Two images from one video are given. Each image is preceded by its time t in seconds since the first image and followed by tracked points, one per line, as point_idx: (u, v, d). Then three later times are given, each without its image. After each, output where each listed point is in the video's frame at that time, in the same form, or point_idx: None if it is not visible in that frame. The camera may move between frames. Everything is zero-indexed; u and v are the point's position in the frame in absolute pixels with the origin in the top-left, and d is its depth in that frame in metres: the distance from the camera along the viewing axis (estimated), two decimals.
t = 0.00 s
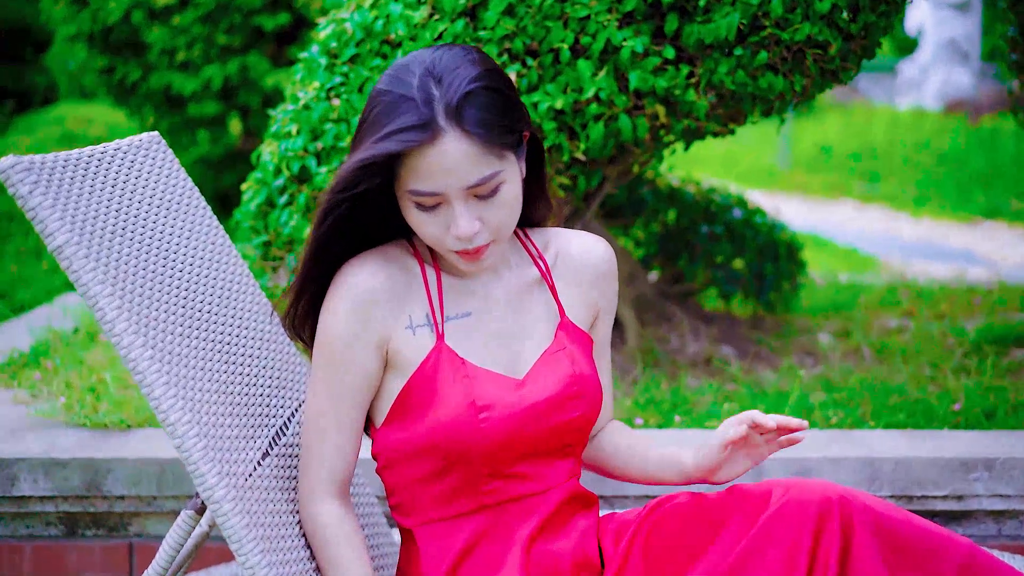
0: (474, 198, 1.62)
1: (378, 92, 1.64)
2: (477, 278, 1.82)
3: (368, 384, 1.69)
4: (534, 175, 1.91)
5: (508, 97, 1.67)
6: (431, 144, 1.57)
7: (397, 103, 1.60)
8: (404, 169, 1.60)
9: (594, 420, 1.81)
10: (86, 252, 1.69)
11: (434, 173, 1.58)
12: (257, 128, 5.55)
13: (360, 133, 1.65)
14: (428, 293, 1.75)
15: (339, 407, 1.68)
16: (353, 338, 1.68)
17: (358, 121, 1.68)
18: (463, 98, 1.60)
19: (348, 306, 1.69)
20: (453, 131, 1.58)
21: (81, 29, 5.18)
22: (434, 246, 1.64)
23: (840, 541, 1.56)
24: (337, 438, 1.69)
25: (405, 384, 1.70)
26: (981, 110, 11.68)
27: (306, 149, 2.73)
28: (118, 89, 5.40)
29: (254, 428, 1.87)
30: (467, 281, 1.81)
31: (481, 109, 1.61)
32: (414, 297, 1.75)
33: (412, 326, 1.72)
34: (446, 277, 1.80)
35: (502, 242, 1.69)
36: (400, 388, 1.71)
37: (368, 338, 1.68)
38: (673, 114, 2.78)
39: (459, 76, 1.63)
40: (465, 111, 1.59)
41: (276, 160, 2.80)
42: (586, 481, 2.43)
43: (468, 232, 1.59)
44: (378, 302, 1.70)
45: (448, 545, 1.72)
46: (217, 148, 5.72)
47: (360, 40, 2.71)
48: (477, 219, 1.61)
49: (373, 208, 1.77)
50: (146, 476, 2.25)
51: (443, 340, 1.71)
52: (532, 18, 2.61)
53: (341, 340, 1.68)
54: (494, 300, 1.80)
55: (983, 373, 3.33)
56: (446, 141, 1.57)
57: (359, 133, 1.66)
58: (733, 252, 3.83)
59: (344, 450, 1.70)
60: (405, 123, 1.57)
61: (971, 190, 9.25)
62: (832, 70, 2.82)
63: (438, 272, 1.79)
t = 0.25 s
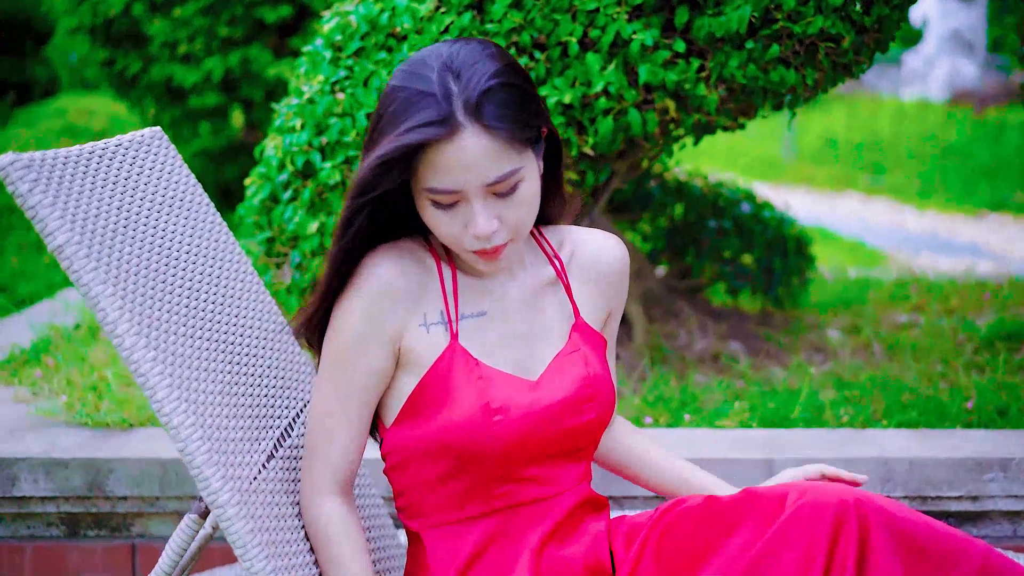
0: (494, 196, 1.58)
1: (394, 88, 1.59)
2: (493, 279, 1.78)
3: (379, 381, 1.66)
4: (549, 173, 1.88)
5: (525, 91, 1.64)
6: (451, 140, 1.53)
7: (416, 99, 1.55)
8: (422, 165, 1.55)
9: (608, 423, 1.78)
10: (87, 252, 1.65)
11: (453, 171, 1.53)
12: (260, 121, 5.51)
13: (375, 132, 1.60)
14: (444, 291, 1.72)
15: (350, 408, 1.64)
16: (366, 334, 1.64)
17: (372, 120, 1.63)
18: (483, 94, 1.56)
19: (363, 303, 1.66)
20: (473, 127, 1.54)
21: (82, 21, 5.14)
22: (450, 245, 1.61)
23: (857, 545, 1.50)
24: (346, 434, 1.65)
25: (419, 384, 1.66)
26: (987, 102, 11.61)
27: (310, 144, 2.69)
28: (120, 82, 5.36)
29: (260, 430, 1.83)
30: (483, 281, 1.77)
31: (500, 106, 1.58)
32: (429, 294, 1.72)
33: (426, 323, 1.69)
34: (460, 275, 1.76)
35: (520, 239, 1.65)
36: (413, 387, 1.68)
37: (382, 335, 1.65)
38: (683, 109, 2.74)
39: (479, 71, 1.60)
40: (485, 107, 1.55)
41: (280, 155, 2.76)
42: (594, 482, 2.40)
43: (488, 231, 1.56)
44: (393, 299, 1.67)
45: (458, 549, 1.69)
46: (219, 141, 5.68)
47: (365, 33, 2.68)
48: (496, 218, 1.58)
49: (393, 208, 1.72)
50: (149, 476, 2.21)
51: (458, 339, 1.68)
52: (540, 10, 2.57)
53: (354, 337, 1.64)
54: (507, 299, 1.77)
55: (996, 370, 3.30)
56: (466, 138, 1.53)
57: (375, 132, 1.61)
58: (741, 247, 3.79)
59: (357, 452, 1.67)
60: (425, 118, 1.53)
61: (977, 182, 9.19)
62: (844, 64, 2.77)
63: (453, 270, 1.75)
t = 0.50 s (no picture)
0: (508, 190, 1.55)
1: (405, 82, 1.56)
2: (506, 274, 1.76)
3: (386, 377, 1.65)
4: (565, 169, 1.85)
5: (542, 84, 1.61)
6: (466, 133, 1.50)
7: (430, 92, 1.52)
8: (435, 160, 1.52)
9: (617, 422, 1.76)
10: (85, 249, 1.63)
11: (466, 165, 1.51)
12: (260, 109, 5.48)
13: (386, 127, 1.57)
14: (455, 285, 1.69)
15: (360, 404, 1.64)
16: (376, 329, 1.63)
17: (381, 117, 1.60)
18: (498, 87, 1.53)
19: (377, 299, 1.64)
20: (488, 120, 1.52)
21: (81, 8, 5.11)
22: (463, 241, 1.59)
23: (869, 549, 1.47)
24: (349, 432, 1.64)
25: (428, 382, 1.64)
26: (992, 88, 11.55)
27: (312, 134, 2.66)
28: (120, 70, 5.33)
29: (262, 428, 1.81)
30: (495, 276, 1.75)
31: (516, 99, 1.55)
32: (441, 288, 1.69)
33: (438, 317, 1.67)
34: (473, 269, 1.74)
35: (535, 235, 1.63)
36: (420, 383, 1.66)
37: (393, 330, 1.64)
38: (689, 100, 2.71)
39: (494, 63, 1.57)
40: (500, 101, 1.53)
41: (281, 146, 2.72)
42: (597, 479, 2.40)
43: (501, 226, 1.53)
44: (405, 294, 1.65)
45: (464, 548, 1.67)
46: (220, 129, 5.65)
47: (367, 22, 2.65)
48: (510, 213, 1.55)
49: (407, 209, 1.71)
50: (149, 472, 2.20)
51: (469, 336, 1.66)
52: None
53: (364, 334, 1.63)
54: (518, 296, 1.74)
55: (1004, 362, 3.27)
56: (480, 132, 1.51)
57: (386, 129, 1.58)
58: (747, 238, 3.76)
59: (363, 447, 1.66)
60: (439, 110, 1.50)
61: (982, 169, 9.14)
62: (854, 54, 2.73)
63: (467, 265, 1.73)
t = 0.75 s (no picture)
0: (522, 185, 1.53)
1: (415, 75, 1.54)
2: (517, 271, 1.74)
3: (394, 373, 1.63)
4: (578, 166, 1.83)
5: (555, 77, 1.59)
6: (479, 127, 1.48)
7: (442, 85, 1.50)
8: (445, 156, 1.50)
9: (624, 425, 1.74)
10: (79, 246, 1.60)
11: (479, 159, 1.48)
12: (258, 96, 5.43)
13: (397, 123, 1.54)
14: (464, 282, 1.67)
15: (367, 402, 1.62)
16: (384, 324, 1.61)
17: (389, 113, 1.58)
18: (512, 79, 1.51)
19: (387, 293, 1.62)
20: (501, 114, 1.50)
21: None
22: (474, 237, 1.56)
23: (876, 550, 1.44)
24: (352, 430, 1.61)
25: (435, 379, 1.62)
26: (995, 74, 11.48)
27: (310, 126, 2.63)
28: (116, 57, 5.29)
29: (259, 428, 1.79)
30: (504, 273, 1.73)
31: (529, 92, 1.53)
32: (450, 285, 1.67)
33: (446, 315, 1.65)
34: (483, 266, 1.72)
35: (547, 232, 1.60)
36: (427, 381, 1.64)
37: (401, 327, 1.62)
38: (693, 90, 2.67)
39: (506, 56, 1.55)
40: (513, 93, 1.51)
41: (279, 137, 2.69)
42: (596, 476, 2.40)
43: (514, 222, 1.51)
44: (414, 290, 1.63)
45: (465, 551, 1.64)
46: (218, 116, 5.60)
47: (366, 12, 2.63)
48: (523, 209, 1.53)
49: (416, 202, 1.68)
50: (146, 469, 2.18)
51: (478, 335, 1.64)
52: None
53: (373, 330, 1.61)
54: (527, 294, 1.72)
55: (1009, 355, 3.26)
56: (493, 124, 1.49)
57: (396, 124, 1.56)
58: (749, 229, 3.73)
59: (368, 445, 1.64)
60: (451, 103, 1.48)
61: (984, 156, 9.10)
62: (859, 45, 2.69)
63: (476, 261, 1.71)
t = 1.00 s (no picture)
0: (535, 183, 1.51)
1: (426, 73, 1.50)
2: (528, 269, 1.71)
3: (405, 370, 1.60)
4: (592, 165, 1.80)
5: (570, 75, 1.56)
6: (491, 125, 1.46)
7: (453, 83, 1.48)
8: (458, 153, 1.48)
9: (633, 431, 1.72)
10: (72, 249, 1.57)
11: (491, 157, 1.46)
12: (257, 89, 5.40)
13: (408, 119, 1.52)
14: (475, 280, 1.65)
15: (377, 400, 1.58)
16: (395, 320, 1.58)
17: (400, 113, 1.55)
18: (526, 76, 1.49)
19: (398, 290, 1.59)
20: (514, 111, 1.47)
21: None
22: (486, 235, 1.54)
23: (882, 556, 1.41)
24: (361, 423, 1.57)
25: (441, 378, 1.59)
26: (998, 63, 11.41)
27: (309, 121, 2.60)
28: (114, 49, 5.25)
29: (255, 431, 1.78)
30: (516, 271, 1.70)
31: (544, 89, 1.51)
32: (460, 283, 1.65)
33: (457, 310, 1.62)
34: (494, 263, 1.69)
35: (562, 230, 1.58)
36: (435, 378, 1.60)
37: (411, 324, 1.59)
38: (696, 86, 2.65)
39: (520, 53, 1.52)
40: (527, 90, 1.48)
41: (277, 133, 2.65)
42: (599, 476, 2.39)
43: (527, 221, 1.49)
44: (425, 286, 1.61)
45: (467, 553, 1.61)
46: (217, 109, 5.57)
47: (366, 6, 2.60)
48: (535, 208, 1.51)
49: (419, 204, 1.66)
50: (142, 470, 2.17)
51: (487, 333, 1.61)
52: None
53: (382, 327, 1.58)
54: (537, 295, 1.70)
55: (1015, 352, 3.24)
56: (506, 121, 1.46)
57: (406, 122, 1.52)
58: (753, 225, 3.70)
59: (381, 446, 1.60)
60: (464, 100, 1.45)
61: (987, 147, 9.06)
62: (866, 40, 2.65)
63: (487, 258, 1.68)
